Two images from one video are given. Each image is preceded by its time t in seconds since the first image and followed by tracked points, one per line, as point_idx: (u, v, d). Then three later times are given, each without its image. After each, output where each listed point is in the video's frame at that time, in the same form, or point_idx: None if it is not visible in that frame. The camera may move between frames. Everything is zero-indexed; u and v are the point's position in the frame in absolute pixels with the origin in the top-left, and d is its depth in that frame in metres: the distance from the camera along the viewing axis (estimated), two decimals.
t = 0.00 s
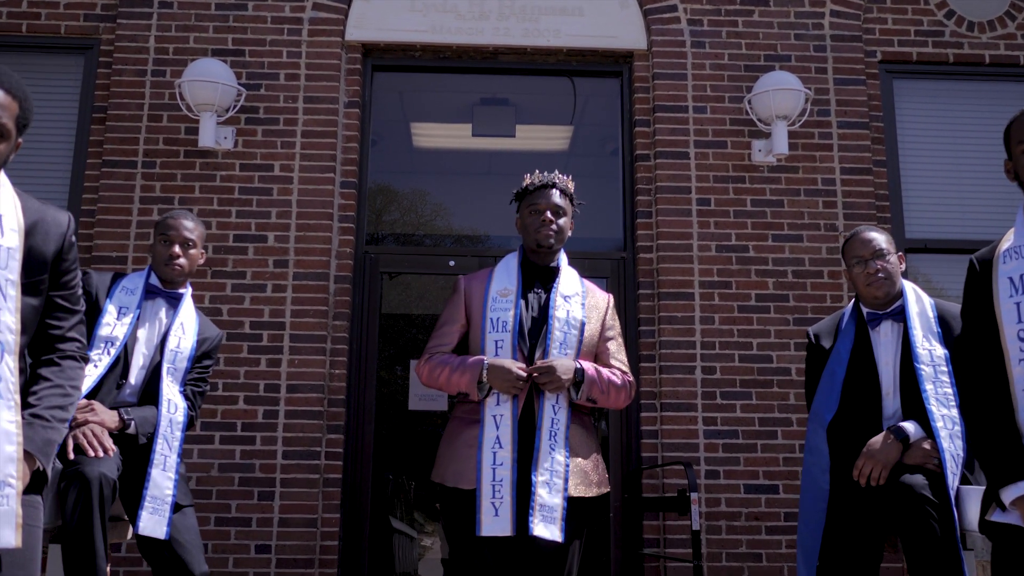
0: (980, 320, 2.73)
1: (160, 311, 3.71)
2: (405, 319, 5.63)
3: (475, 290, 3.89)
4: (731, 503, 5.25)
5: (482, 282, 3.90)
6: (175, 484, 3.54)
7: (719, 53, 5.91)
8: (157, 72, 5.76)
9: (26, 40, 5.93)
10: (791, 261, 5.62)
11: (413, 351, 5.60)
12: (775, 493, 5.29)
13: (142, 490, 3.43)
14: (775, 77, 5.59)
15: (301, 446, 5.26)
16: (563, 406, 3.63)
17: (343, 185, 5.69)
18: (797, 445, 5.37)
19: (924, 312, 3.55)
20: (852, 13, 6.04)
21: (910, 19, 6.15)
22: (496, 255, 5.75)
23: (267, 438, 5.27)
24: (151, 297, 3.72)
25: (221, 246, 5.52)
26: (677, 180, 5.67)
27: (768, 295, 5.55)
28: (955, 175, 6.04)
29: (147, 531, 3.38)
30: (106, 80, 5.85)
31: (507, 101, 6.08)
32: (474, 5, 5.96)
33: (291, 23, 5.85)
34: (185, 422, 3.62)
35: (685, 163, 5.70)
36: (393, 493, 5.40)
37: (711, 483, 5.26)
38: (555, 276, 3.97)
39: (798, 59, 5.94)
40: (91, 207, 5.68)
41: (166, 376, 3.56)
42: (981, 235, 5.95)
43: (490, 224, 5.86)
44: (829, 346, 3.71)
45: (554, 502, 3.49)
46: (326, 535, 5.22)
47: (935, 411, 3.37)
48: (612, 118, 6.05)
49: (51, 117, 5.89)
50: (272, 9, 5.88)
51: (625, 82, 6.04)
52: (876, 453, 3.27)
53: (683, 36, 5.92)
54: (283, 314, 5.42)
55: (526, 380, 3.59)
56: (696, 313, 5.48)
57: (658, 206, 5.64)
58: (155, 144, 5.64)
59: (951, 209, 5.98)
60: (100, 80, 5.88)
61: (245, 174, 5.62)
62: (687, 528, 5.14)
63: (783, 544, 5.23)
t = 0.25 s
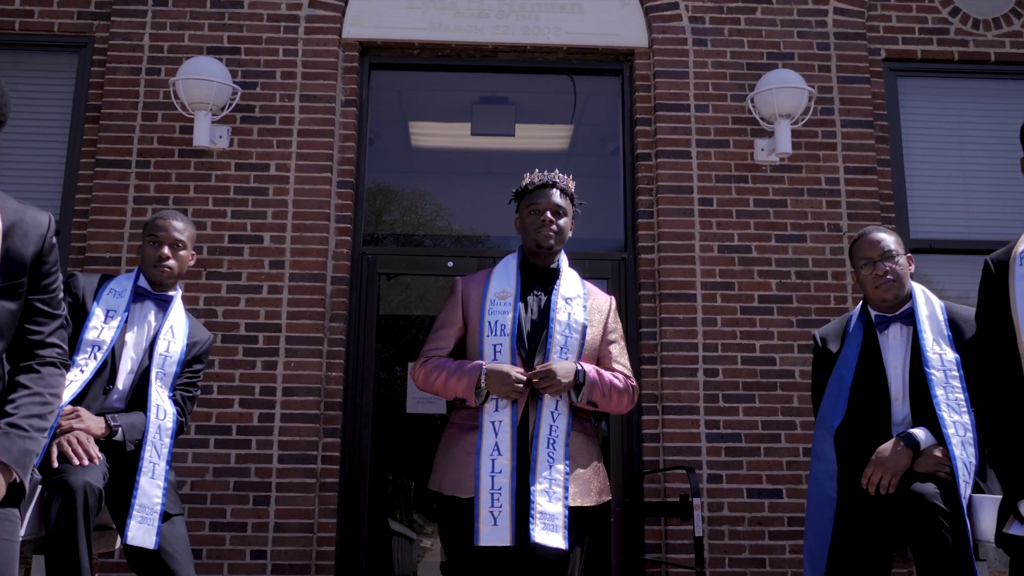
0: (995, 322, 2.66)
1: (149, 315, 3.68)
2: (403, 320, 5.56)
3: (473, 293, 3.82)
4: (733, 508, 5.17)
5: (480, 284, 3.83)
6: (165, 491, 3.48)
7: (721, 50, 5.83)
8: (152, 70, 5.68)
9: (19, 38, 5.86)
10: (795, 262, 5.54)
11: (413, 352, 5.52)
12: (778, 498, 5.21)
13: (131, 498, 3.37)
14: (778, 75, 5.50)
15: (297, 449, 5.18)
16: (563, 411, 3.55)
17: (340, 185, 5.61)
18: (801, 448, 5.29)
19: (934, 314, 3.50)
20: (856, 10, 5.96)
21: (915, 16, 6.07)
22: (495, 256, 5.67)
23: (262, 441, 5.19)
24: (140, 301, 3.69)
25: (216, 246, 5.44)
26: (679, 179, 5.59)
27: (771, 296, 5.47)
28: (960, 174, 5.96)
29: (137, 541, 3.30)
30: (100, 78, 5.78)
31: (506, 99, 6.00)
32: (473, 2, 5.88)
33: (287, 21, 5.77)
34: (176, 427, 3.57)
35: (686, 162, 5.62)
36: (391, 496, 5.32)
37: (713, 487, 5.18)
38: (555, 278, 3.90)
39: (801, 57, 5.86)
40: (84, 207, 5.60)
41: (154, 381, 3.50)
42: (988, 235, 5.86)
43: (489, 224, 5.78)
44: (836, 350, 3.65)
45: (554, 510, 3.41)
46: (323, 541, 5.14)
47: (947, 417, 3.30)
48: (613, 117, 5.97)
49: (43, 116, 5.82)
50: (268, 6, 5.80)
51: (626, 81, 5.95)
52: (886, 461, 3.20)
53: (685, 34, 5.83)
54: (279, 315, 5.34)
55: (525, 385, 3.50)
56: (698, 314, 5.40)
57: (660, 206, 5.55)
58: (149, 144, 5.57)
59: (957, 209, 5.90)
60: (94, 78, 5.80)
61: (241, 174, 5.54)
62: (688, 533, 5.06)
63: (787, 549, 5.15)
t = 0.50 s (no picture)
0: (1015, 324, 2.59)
1: (138, 317, 3.61)
2: (402, 322, 5.48)
3: (471, 294, 3.74)
4: (736, 512, 5.09)
5: (479, 286, 3.75)
6: (155, 499, 3.43)
7: (723, 48, 5.75)
8: (146, 68, 5.60)
9: (11, 35, 5.77)
10: (798, 262, 5.46)
11: (412, 352, 5.45)
12: (782, 502, 5.13)
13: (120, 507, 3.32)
14: (782, 73, 5.42)
15: (293, 453, 5.11)
16: (566, 417, 3.47)
17: (337, 185, 5.54)
18: (805, 452, 5.21)
19: (945, 317, 3.44)
20: (860, 8, 5.88)
21: (920, 14, 5.99)
22: (495, 256, 5.59)
23: (258, 445, 5.11)
24: (130, 303, 3.62)
25: (212, 247, 5.36)
26: (680, 179, 5.51)
27: (774, 297, 5.40)
28: (966, 174, 5.88)
29: (127, 551, 3.26)
30: (93, 77, 5.70)
31: (506, 98, 5.92)
32: None
33: (283, 18, 5.70)
34: (165, 433, 3.52)
35: (688, 161, 5.55)
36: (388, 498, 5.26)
37: (715, 491, 5.11)
38: (556, 279, 3.82)
39: (804, 55, 5.78)
40: (77, 207, 5.52)
41: (143, 386, 3.44)
42: (994, 235, 5.78)
43: (489, 224, 5.70)
44: (844, 353, 3.58)
45: (555, 521, 3.34)
46: (320, 546, 5.06)
47: (959, 421, 3.25)
48: (614, 116, 5.89)
49: (35, 114, 5.74)
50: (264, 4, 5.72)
51: (627, 79, 5.88)
52: (897, 469, 3.14)
53: (687, 31, 5.76)
54: (275, 317, 5.27)
55: (525, 390, 3.42)
56: (700, 316, 5.32)
57: (661, 206, 5.47)
58: (143, 143, 5.49)
59: (962, 209, 5.82)
60: (88, 77, 5.72)
61: (237, 173, 5.46)
62: (691, 538, 4.99)
63: (791, 554, 5.08)
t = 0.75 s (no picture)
0: None
1: (127, 319, 3.55)
2: (400, 323, 5.40)
3: (470, 295, 3.67)
4: (740, 517, 5.02)
5: (478, 287, 3.68)
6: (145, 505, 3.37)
7: (726, 46, 5.67)
8: (141, 66, 5.52)
9: (4, 32, 5.69)
10: (802, 263, 5.39)
11: (411, 353, 5.37)
12: (786, 506, 5.05)
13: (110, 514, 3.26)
14: (785, 70, 5.34)
15: (290, 457, 5.02)
16: (568, 423, 3.40)
17: (334, 185, 5.46)
18: (809, 455, 5.13)
19: (957, 319, 3.39)
20: (865, 5, 5.81)
21: (925, 11, 5.92)
22: (495, 257, 5.51)
23: (254, 449, 5.03)
24: (120, 305, 3.56)
25: (207, 248, 5.28)
26: (683, 179, 5.44)
27: (778, 298, 5.32)
28: (972, 173, 5.80)
29: (119, 560, 3.21)
30: (87, 75, 5.62)
31: (505, 97, 5.84)
32: None
33: (280, 16, 5.62)
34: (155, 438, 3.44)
35: (690, 160, 5.47)
36: (387, 502, 5.17)
37: (719, 495, 5.03)
38: (558, 281, 3.75)
39: (808, 53, 5.71)
40: (71, 207, 5.44)
41: (133, 390, 3.38)
42: (1000, 236, 5.71)
43: (489, 224, 5.62)
44: (853, 357, 3.55)
45: (555, 531, 3.26)
46: (317, 551, 4.99)
47: (972, 426, 3.19)
48: (616, 115, 5.81)
49: (28, 113, 5.66)
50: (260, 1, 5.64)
51: (629, 77, 5.80)
52: (910, 476, 3.09)
53: (689, 29, 5.68)
54: (271, 319, 5.19)
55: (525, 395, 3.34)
56: (703, 318, 5.24)
57: (663, 206, 5.39)
58: (138, 142, 5.41)
59: (968, 209, 5.74)
60: (81, 75, 5.65)
61: (233, 173, 5.38)
62: (693, 543, 4.91)
63: (795, 559, 5.00)
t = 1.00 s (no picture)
0: None
1: (118, 321, 3.51)
2: (399, 325, 5.32)
3: (470, 296, 3.60)
4: (744, 521, 4.94)
5: (478, 288, 3.61)
6: (136, 513, 3.29)
7: (729, 44, 5.59)
8: (136, 64, 5.44)
9: None
10: (807, 264, 5.31)
11: (410, 355, 5.28)
12: (791, 511, 4.97)
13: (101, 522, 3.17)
14: (789, 68, 5.26)
15: (286, 461, 4.94)
16: (570, 429, 3.32)
17: (332, 185, 5.37)
18: (814, 459, 5.05)
19: (972, 321, 3.34)
20: (869, 2, 5.73)
21: (930, 9, 5.84)
22: (494, 258, 5.43)
23: (250, 452, 4.95)
24: (109, 306, 3.52)
25: (203, 248, 5.20)
26: (685, 178, 5.36)
27: (782, 300, 5.24)
28: (979, 173, 5.72)
29: (112, 568, 3.13)
30: (81, 73, 5.54)
31: (505, 95, 5.77)
32: None
33: (277, 13, 5.54)
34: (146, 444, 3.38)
35: (693, 160, 5.39)
36: (385, 504, 5.08)
37: (722, 500, 4.95)
38: (561, 281, 3.67)
39: (812, 51, 5.63)
40: (65, 207, 5.36)
41: (123, 394, 3.31)
42: (1007, 236, 5.63)
43: (489, 225, 5.54)
44: (864, 360, 3.50)
45: (554, 540, 3.19)
46: (314, 556, 4.91)
47: (989, 434, 3.13)
48: (617, 114, 5.73)
49: (22, 111, 5.58)
50: None
51: (631, 75, 5.72)
52: (925, 484, 3.01)
53: (691, 26, 5.60)
54: (268, 320, 5.11)
55: (526, 400, 3.27)
56: (706, 319, 5.16)
57: (666, 206, 5.31)
58: (132, 141, 5.33)
59: (975, 209, 5.66)
60: (75, 73, 5.57)
61: (229, 172, 5.30)
62: (696, 548, 4.83)
63: (800, 565, 4.92)
